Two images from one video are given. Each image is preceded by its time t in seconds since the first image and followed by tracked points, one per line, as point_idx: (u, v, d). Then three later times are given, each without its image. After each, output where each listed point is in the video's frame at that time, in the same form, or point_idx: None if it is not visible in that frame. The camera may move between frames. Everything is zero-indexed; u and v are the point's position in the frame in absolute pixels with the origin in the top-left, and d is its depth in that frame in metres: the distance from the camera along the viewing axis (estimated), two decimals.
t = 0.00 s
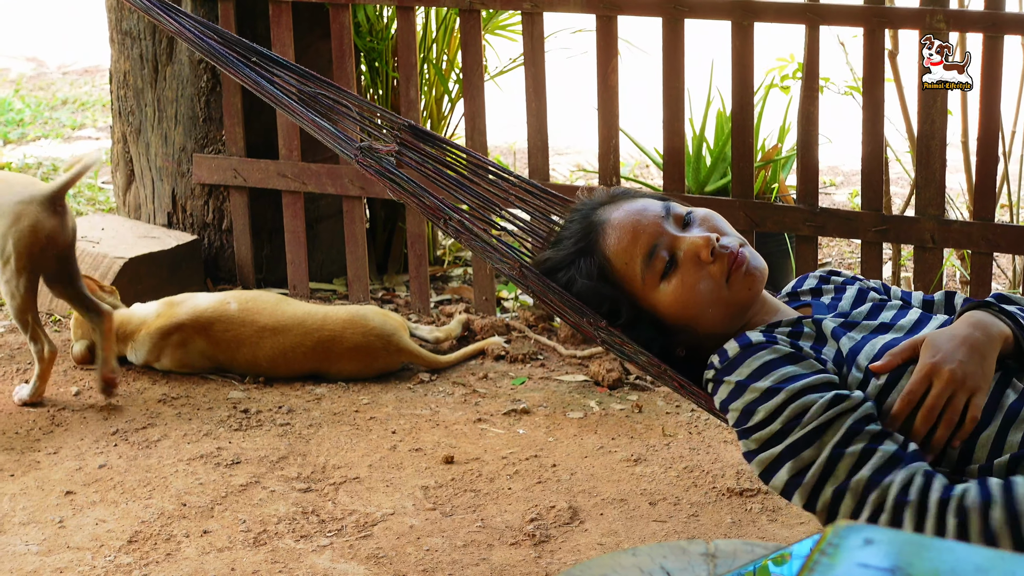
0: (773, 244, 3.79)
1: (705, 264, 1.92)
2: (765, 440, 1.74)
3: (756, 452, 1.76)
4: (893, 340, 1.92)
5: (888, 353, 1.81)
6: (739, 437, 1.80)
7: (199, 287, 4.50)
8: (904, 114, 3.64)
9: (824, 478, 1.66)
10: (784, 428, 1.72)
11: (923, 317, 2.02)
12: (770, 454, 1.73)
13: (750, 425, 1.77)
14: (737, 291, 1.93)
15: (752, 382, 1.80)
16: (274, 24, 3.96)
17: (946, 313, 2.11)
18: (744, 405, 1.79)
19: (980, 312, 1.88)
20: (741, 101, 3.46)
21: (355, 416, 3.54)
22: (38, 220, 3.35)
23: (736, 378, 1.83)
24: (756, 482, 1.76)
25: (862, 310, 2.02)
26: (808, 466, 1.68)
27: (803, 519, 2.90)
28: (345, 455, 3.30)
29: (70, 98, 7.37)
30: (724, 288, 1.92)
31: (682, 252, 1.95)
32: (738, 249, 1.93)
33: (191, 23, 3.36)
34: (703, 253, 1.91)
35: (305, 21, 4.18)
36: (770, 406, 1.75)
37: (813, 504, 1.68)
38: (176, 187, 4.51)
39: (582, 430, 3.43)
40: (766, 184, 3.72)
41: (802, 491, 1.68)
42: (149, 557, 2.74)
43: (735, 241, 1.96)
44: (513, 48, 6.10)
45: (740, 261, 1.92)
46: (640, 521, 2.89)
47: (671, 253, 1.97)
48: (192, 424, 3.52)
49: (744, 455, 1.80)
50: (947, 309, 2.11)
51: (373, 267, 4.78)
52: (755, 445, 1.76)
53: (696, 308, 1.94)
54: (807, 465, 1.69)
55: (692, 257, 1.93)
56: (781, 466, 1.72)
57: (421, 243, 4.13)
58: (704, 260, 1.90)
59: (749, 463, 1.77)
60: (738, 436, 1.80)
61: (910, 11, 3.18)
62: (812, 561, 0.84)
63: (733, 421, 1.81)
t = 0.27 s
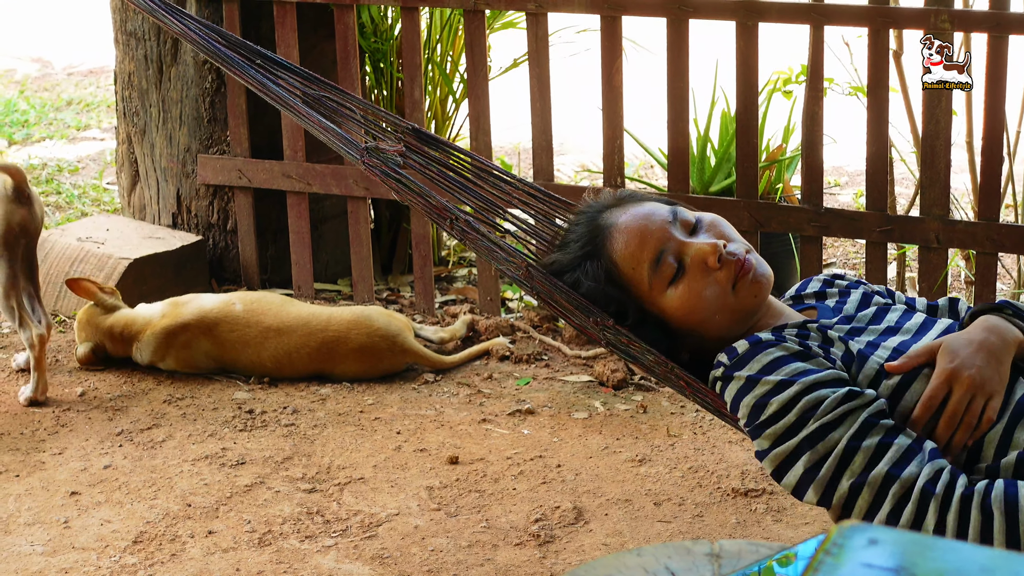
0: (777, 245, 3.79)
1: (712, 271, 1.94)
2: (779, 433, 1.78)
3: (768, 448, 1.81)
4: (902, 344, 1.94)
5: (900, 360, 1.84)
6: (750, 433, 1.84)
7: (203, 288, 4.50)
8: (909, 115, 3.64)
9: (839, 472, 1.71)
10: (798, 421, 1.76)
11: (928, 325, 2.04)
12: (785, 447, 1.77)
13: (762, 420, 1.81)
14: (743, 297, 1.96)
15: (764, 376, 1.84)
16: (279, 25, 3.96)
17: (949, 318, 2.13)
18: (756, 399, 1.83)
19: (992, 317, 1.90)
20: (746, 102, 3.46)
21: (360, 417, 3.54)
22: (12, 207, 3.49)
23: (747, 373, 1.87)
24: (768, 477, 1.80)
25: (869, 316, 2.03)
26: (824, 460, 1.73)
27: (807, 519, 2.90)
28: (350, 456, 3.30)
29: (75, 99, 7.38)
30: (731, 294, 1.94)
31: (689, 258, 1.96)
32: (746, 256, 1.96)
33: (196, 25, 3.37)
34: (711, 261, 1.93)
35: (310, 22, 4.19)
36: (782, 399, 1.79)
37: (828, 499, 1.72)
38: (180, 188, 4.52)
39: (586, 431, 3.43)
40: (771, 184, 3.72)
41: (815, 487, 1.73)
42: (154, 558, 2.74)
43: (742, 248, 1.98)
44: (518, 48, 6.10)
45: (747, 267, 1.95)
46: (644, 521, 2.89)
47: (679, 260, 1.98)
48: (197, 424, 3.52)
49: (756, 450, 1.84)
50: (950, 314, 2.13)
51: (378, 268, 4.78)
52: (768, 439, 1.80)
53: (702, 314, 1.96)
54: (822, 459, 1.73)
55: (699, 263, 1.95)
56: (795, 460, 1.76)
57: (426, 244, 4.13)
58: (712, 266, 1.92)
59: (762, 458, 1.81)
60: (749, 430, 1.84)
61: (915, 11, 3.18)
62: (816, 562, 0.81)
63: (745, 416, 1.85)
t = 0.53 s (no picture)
0: (782, 244, 3.78)
1: (724, 290, 1.93)
2: (809, 418, 1.81)
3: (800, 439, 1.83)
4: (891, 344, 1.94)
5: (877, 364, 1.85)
6: (773, 436, 1.86)
7: (208, 288, 4.50)
8: (915, 114, 3.64)
9: (882, 429, 1.75)
10: (826, 401, 1.80)
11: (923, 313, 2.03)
12: (818, 428, 1.80)
13: (786, 415, 1.84)
14: (752, 314, 1.97)
15: (776, 379, 1.88)
16: (283, 25, 3.96)
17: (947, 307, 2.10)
18: (774, 400, 1.87)
19: (977, 306, 1.88)
20: (751, 101, 3.46)
21: (364, 417, 3.54)
22: None
23: (758, 382, 1.91)
24: (807, 466, 1.80)
25: (860, 313, 2.04)
26: (862, 425, 1.76)
27: (813, 519, 2.89)
28: (354, 456, 3.30)
29: (80, 99, 7.38)
30: (740, 312, 1.96)
31: (702, 277, 1.95)
32: (759, 273, 1.97)
33: (202, 26, 3.39)
34: (725, 281, 1.93)
35: (314, 22, 4.18)
36: (803, 390, 1.83)
37: (877, 459, 1.75)
38: (185, 188, 4.52)
39: (591, 431, 3.42)
40: (776, 184, 3.71)
41: (862, 446, 1.75)
42: (159, 558, 2.74)
43: (755, 263, 1.99)
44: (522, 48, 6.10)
45: (758, 285, 1.96)
46: (650, 521, 2.89)
47: (692, 277, 1.95)
48: (201, 425, 3.52)
49: (782, 452, 1.85)
50: (948, 303, 2.10)
51: (382, 268, 4.78)
52: (799, 429, 1.83)
53: (711, 331, 1.97)
54: (859, 425, 1.77)
55: (712, 283, 1.94)
56: (832, 437, 1.79)
57: (431, 243, 4.13)
58: (726, 288, 1.92)
59: (797, 448, 1.82)
60: (770, 436, 1.86)
61: (920, 10, 3.17)
62: (827, 561, 1.09)
63: (762, 420, 1.88)
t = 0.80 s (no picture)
0: (786, 245, 3.78)
1: (739, 300, 1.93)
2: (832, 402, 1.80)
3: (825, 425, 1.82)
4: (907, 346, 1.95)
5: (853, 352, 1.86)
6: (797, 425, 1.86)
7: (211, 287, 4.50)
8: (919, 115, 3.63)
9: (904, 407, 1.72)
10: (848, 384, 1.79)
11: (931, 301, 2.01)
12: (843, 412, 1.79)
13: (810, 401, 1.84)
14: (767, 319, 1.99)
15: (796, 366, 1.88)
16: (287, 24, 3.95)
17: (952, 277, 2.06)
18: (796, 387, 1.87)
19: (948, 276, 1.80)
20: (755, 101, 3.46)
21: (367, 417, 3.54)
22: None
23: (777, 370, 1.91)
24: (835, 451, 1.79)
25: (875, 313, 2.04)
26: (884, 404, 1.74)
27: (816, 520, 2.89)
28: (357, 456, 3.29)
29: (82, 98, 7.37)
30: (755, 317, 1.97)
31: (717, 288, 1.93)
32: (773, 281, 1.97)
33: (208, 21, 3.40)
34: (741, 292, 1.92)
35: (317, 21, 4.18)
36: (825, 372, 1.83)
37: (902, 437, 1.72)
38: (188, 187, 4.51)
39: (595, 431, 3.42)
40: (780, 184, 3.71)
41: (886, 425, 1.73)
42: (162, 557, 2.73)
43: (769, 270, 1.99)
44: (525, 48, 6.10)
45: (774, 292, 1.97)
46: (653, 522, 2.89)
47: (707, 290, 1.94)
48: (204, 424, 3.52)
49: (807, 441, 1.84)
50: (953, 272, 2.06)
51: (385, 268, 4.78)
52: (824, 414, 1.82)
53: (728, 340, 1.98)
54: (882, 405, 1.75)
55: (728, 294, 1.93)
56: (857, 419, 1.77)
57: (434, 243, 4.12)
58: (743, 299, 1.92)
59: (822, 434, 1.81)
60: (794, 425, 1.86)
61: (924, 10, 3.17)
62: (833, 562, 1.13)
63: (786, 408, 1.88)
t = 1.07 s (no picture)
0: (788, 244, 3.78)
1: (733, 311, 1.96)
2: (821, 402, 1.80)
3: (815, 426, 1.82)
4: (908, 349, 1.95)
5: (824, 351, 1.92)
6: (790, 428, 1.85)
7: (213, 286, 4.51)
8: (921, 115, 3.63)
9: (890, 404, 1.73)
10: (837, 382, 1.80)
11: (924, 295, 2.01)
12: (832, 412, 1.78)
13: (800, 402, 1.84)
14: (763, 328, 2.02)
15: (785, 367, 1.89)
16: (289, 23, 3.96)
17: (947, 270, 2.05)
18: (785, 388, 1.87)
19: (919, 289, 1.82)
20: (757, 101, 3.46)
21: (369, 416, 3.54)
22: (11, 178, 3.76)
23: (766, 371, 1.92)
24: (827, 452, 1.79)
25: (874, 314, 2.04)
26: (871, 403, 1.74)
27: (817, 520, 2.89)
28: (358, 455, 3.30)
29: (86, 97, 7.38)
30: (750, 328, 1.99)
31: (711, 300, 1.96)
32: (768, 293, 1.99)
33: (208, 22, 3.40)
34: (734, 304, 1.95)
35: (320, 20, 4.18)
36: (813, 373, 1.83)
37: (891, 434, 1.72)
38: (190, 186, 4.52)
39: (596, 431, 3.42)
40: (782, 184, 3.71)
41: (874, 423, 1.73)
42: (163, 555, 2.74)
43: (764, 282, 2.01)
44: (528, 48, 6.10)
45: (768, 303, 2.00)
46: (654, 521, 2.89)
47: (700, 301, 1.97)
48: (206, 422, 3.52)
49: (801, 444, 1.83)
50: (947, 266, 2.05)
51: (387, 267, 4.79)
52: (813, 415, 1.82)
53: (723, 350, 2.01)
54: (869, 404, 1.75)
55: (722, 305, 1.96)
56: (845, 418, 1.77)
57: (436, 242, 4.13)
58: (737, 311, 1.95)
59: (815, 437, 1.80)
60: (787, 428, 1.86)
61: (926, 11, 3.17)
62: (831, 562, 1.01)
63: (777, 411, 1.88)
